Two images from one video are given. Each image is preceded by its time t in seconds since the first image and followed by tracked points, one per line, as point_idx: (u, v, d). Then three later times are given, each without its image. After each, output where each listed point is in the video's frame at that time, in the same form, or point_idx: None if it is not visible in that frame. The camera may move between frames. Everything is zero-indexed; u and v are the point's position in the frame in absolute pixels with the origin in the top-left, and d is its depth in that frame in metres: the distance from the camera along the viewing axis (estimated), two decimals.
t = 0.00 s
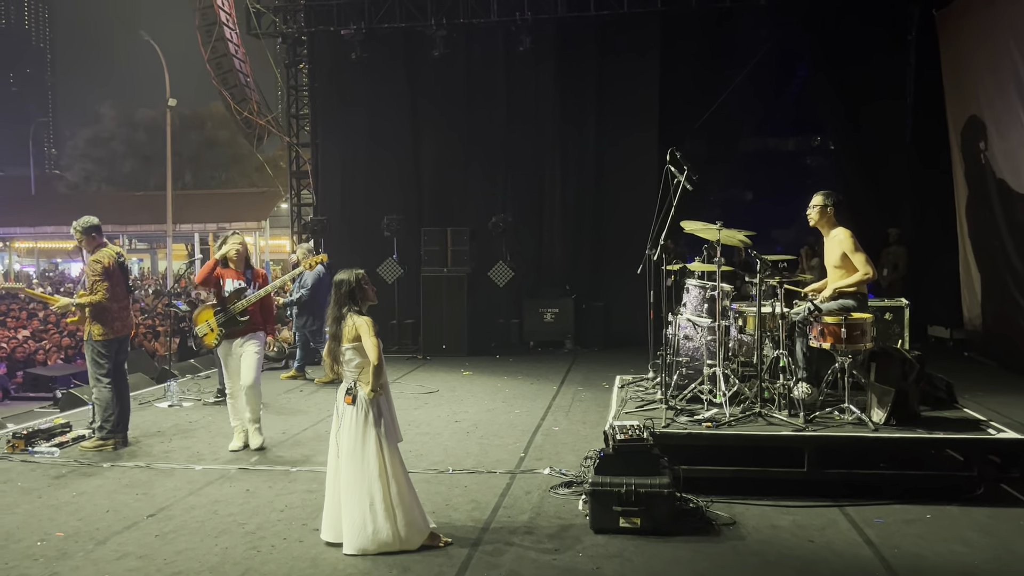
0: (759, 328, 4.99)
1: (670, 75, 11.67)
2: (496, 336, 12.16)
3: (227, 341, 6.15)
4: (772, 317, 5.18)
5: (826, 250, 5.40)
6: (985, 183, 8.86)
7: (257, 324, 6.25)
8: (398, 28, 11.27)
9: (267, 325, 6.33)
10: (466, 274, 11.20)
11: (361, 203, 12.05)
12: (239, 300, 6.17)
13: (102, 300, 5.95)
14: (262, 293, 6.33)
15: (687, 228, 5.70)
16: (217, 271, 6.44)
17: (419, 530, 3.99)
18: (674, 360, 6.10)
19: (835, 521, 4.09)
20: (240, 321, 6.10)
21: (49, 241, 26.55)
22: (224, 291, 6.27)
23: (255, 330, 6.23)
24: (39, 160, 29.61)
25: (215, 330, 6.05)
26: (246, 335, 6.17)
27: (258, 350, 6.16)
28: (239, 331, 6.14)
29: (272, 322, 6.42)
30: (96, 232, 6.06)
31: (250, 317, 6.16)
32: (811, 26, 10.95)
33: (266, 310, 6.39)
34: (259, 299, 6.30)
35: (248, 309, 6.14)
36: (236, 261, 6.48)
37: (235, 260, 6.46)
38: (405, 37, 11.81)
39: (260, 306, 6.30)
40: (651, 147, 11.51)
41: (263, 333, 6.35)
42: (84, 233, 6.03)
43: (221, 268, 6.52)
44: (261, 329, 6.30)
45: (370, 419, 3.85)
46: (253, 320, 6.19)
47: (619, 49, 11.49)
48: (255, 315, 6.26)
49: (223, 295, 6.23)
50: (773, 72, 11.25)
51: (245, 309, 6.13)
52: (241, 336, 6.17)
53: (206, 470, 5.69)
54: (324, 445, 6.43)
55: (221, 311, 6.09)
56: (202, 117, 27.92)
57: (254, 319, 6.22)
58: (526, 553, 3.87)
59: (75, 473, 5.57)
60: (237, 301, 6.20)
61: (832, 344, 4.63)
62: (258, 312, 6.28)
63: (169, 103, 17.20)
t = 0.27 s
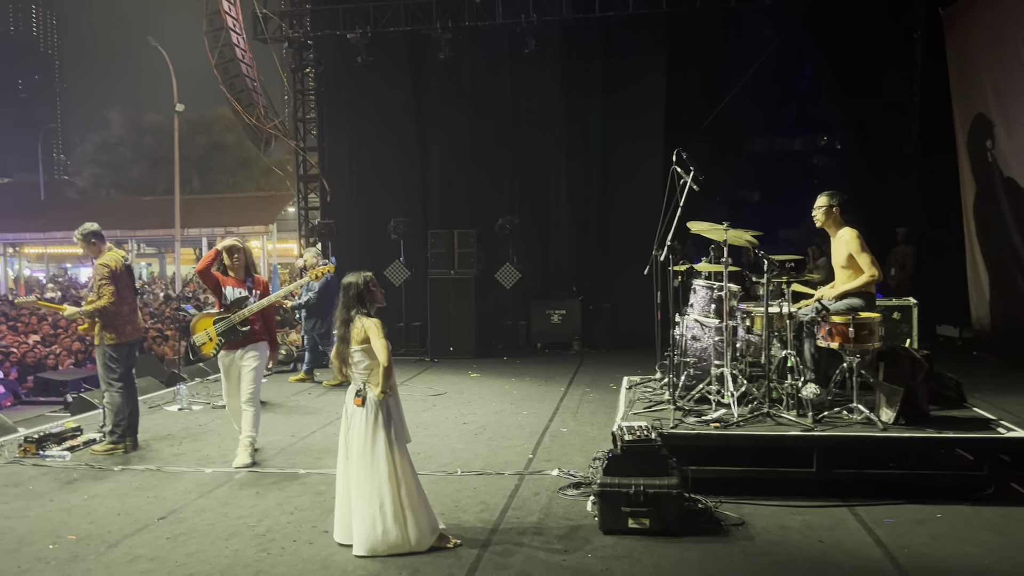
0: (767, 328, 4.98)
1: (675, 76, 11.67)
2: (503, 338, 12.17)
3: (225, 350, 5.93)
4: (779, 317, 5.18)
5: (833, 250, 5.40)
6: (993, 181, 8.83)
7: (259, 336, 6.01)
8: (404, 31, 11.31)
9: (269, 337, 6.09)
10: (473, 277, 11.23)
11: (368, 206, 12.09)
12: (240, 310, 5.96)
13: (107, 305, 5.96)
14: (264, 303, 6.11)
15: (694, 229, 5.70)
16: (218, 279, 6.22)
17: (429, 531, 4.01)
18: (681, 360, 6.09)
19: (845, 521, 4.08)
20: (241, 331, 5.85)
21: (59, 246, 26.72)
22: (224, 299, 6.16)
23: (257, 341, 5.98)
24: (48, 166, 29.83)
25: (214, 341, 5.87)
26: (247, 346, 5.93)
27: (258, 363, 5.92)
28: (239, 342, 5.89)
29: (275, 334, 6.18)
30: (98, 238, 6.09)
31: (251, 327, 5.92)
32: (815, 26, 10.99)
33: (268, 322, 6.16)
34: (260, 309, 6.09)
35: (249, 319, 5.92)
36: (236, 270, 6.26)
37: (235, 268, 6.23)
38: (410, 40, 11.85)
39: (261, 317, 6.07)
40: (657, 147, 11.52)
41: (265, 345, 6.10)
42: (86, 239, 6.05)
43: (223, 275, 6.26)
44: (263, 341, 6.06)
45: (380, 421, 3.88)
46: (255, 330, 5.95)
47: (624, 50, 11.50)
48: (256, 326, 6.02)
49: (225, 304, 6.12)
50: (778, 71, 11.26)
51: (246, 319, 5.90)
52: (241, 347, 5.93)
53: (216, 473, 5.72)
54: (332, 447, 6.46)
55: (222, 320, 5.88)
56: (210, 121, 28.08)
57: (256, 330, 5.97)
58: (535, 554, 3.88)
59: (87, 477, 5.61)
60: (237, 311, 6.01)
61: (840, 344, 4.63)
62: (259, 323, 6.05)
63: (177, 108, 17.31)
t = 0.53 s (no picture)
0: (776, 329, 4.97)
1: (683, 77, 11.67)
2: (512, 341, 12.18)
3: (228, 354, 5.58)
4: (789, 317, 5.16)
5: (842, 250, 5.38)
6: (1003, 180, 8.77)
7: (257, 336, 5.69)
8: (411, 35, 11.38)
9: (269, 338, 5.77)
10: (482, 279, 11.25)
11: (377, 209, 12.14)
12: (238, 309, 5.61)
13: (114, 310, 5.97)
14: (262, 301, 5.74)
15: (703, 230, 5.70)
16: (216, 276, 5.80)
17: (439, 533, 4.03)
18: (691, 361, 6.08)
19: (856, 522, 4.07)
20: (239, 331, 5.54)
21: (71, 253, 26.93)
22: (223, 299, 5.77)
23: (255, 341, 5.67)
24: (60, 173, 30.10)
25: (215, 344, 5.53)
26: (247, 348, 5.62)
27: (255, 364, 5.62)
28: (238, 343, 5.57)
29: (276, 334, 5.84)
30: (104, 245, 6.17)
31: (249, 326, 5.60)
32: (822, 27, 11.01)
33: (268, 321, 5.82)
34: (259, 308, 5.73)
35: (247, 319, 5.58)
36: (236, 269, 5.79)
37: (235, 267, 5.77)
38: (418, 45, 11.90)
39: (260, 316, 5.72)
40: (664, 149, 11.52)
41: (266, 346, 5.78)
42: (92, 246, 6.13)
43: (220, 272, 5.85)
44: (262, 341, 5.74)
45: (391, 423, 3.90)
46: (252, 330, 5.63)
47: (631, 52, 11.51)
48: (254, 325, 5.69)
49: (224, 304, 5.76)
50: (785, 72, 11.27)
51: (244, 319, 5.56)
52: (241, 349, 5.60)
53: (228, 476, 5.76)
54: (343, 450, 6.49)
55: (221, 321, 5.54)
56: (219, 127, 28.27)
57: (254, 329, 5.65)
58: (545, 555, 3.88)
59: (100, 481, 5.66)
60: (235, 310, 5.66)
61: (850, 344, 4.61)
62: (258, 322, 5.71)
63: (186, 115, 17.44)
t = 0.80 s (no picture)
0: (790, 329, 4.96)
1: (694, 78, 11.66)
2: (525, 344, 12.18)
3: (228, 366, 5.34)
4: (803, 318, 5.14)
5: (856, 249, 5.36)
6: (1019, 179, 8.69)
7: (255, 346, 5.43)
8: (423, 39, 11.44)
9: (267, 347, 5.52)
10: (495, 282, 11.27)
11: (390, 213, 12.19)
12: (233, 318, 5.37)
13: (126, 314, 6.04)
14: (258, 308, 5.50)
15: (715, 231, 5.68)
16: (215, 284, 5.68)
17: (453, 535, 4.04)
18: (705, 363, 6.06)
19: (872, 523, 4.05)
20: (235, 341, 5.28)
21: (88, 259, 27.21)
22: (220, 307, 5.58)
23: (252, 352, 5.41)
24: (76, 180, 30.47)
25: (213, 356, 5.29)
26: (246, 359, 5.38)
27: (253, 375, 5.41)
28: (236, 354, 5.33)
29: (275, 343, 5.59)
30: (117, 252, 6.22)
31: (246, 335, 5.34)
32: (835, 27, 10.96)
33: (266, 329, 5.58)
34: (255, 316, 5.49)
35: (242, 327, 5.33)
36: (235, 276, 5.60)
37: (232, 275, 5.58)
38: (429, 49, 11.96)
39: (256, 324, 5.49)
40: (676, 151, 11.51)
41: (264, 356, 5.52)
42: (106, 253, 6.17)
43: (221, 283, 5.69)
44: (260, 351, 5.48)
45: (405, 425, 3.93)
46: (249, 340, 5.38)
47: (642, 54, 11.50)
48: (251, 335, 5.44)
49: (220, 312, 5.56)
50: (799, 73, 11.20)
51: (239, 327, 5.32)
52: (240, 360, 5.36)
53: (244, 479, 5.81)
54: (358, 453, 6.52)
55: (217, 331, 5.30)
56: (233, 133, 28.51)
57: (250, 339, 5.40)
58: (560, 557, 3.89)
59: (118, 484, 5.73)
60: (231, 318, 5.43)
61: (865, 344, 4.59)
62: (254, 330, 5.46)
63: (201, 121, 17.60)
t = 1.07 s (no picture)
0: (801, 328, 4.95)
1: (704, 79, 11.65)
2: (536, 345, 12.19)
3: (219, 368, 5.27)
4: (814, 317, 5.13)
5: (867, 248, 5.34)
6: None
7: (250, 348, 5.34)
8: (432, 42, 11.49)
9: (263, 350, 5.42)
10: (505, 284, 11.30)
11: (400, 216, 12.24)
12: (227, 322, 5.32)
13: (137, 317, 6.10)
14: (252, 311, 5.43)
15: (725, 230, 5.68)
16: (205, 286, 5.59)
17: (463, 535, 4.06)
18: (715, 363, 6.05)
19: (884, 522, 4.03)
20: (229, 344, 5.21)
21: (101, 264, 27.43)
22: (212, 310, 5.52)
23: (247, 354, 5.31)
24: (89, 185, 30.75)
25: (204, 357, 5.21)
26: (239, 362, 5.27)
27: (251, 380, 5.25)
28: (228, 357, 5.25)
29: (271, 346, 5.49)
30: (128, 255, 6.30)
31: (240, 339, 5.26)
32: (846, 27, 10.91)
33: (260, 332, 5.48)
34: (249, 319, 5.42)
35: (236, 330, 5.26)
36: (230, 277, 5.52)
37: (226, 277, 5.53)
38: (438, 52, 12.00)
39: (251, 327, 5.41)
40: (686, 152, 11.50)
41: (260, 359, 5.42)
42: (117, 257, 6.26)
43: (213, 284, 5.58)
44: (256, 354, 5.38)
45: (415, 425, 3.96)
46: (243, 343, 5.29)
47: (651, 55, 11.51)
48: (245, 338, 5.37)
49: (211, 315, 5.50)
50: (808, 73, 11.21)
51: (233, 330, 5.26)
52: (233, 363, 5.26)
53: (256, 480, 5.85)
54: (369, 454, 6.56)
55: (210, 334, 5.26)
56: (244, 137, 28.70)
57: (244, 342, 5.31)
58: (571, 556, 3.90)
59: (132, 485, 5.78)
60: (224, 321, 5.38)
61: (875, 344, 4.57)
62: (248, 335, 5.39)
63: (213, 126, 17.74)
